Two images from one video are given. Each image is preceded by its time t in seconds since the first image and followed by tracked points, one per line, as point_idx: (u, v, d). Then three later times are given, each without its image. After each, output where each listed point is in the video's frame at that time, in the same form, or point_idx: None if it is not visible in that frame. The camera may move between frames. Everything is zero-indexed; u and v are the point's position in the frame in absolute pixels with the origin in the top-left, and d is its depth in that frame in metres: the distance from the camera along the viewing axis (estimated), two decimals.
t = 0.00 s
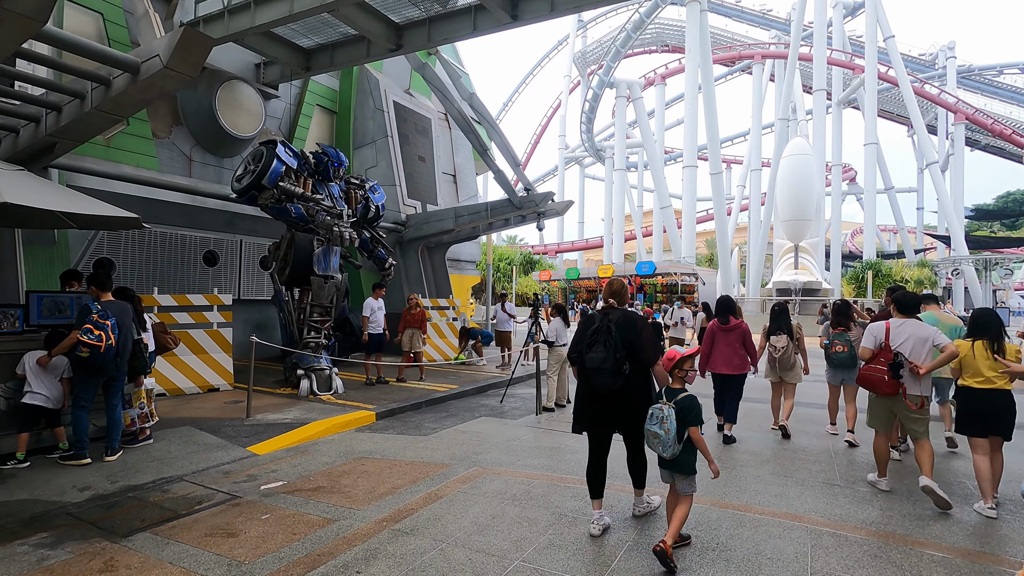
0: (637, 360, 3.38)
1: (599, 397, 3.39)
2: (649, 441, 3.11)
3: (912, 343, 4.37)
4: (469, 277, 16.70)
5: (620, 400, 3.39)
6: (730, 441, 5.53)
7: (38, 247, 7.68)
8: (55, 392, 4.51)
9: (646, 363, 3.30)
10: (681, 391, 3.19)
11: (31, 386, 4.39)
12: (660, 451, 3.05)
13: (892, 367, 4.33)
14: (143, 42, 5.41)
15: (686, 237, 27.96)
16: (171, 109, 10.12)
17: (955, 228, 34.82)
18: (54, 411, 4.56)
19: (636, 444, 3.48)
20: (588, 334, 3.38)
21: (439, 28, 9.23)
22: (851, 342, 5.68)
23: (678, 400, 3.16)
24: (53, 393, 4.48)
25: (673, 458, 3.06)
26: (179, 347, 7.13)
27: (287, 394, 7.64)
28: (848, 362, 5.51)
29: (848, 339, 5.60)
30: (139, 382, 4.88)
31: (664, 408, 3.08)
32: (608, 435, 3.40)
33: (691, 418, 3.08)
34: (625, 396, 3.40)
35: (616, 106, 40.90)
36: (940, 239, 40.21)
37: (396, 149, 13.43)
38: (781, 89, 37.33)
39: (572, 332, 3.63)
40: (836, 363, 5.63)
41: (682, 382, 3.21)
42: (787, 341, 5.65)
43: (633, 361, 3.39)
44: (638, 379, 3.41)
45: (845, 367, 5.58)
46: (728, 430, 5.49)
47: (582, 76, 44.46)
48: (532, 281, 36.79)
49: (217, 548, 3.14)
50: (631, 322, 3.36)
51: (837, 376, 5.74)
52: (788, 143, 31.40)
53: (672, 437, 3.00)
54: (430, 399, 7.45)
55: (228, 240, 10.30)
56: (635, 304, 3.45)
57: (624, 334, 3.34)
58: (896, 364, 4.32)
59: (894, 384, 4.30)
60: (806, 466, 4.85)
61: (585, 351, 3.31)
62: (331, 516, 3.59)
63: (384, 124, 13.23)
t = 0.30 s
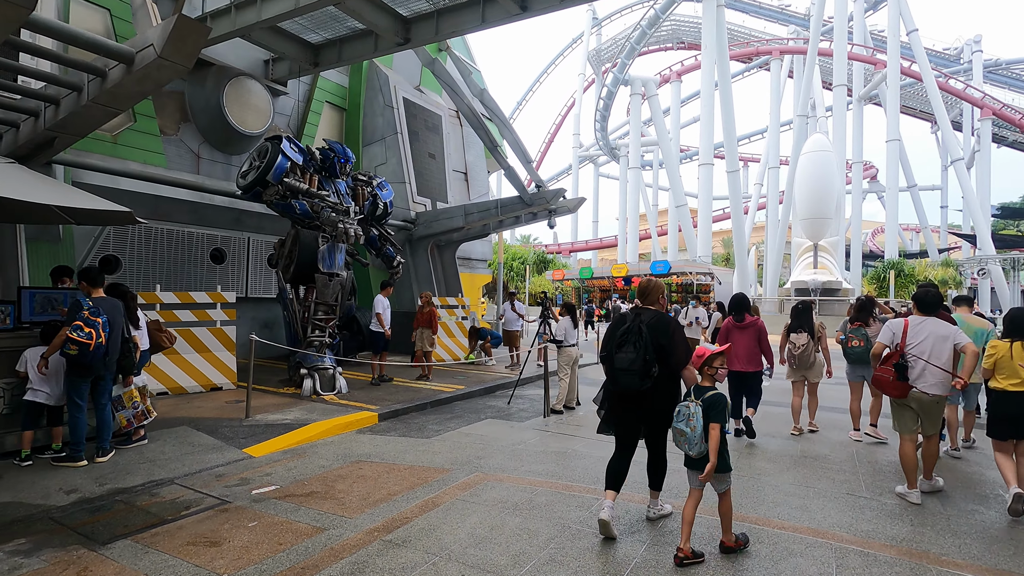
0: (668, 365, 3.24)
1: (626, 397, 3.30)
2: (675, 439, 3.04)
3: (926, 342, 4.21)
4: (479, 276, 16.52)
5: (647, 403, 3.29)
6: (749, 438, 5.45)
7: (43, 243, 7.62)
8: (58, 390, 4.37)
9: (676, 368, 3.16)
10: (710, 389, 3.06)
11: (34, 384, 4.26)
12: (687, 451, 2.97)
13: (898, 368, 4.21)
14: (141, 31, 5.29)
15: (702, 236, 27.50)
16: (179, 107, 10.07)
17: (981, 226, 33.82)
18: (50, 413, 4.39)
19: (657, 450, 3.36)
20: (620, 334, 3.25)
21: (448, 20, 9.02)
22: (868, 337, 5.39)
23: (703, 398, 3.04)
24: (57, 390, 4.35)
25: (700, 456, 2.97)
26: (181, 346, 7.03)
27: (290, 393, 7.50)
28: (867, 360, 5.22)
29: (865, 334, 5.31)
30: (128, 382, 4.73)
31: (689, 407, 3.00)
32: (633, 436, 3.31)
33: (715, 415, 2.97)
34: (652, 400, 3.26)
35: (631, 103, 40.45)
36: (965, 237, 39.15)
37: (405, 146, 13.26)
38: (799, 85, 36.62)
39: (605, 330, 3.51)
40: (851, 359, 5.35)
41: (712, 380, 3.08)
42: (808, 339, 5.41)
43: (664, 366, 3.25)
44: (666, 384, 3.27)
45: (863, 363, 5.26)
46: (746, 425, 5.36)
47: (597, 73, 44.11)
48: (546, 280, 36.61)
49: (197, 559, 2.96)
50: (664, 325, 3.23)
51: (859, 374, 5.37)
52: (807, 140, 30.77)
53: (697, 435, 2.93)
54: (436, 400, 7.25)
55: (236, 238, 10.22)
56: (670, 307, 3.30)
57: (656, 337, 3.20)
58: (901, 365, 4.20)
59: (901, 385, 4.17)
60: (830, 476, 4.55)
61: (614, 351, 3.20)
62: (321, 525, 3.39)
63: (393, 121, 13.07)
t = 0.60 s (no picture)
0: (692, 362, 3.36)
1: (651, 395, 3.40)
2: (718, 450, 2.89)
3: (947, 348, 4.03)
4: (489, 276, 16.32)
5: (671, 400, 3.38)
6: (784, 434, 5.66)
7: (45, 241, 7.60)
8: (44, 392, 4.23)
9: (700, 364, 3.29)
10: (750, 398, 2.94)
11: (20, 386, 4.11)
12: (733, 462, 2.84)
13: (934, 375, 3.91)
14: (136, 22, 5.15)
15: (716, 236, 27.04)
16: (186, 105, 10.05)
17: (1006, 226, 32.86)
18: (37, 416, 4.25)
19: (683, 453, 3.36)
20: (643, 333, 3.38)
21: (455, 14, 8.80)
22: (894, 343, 5.09)
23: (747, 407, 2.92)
24: (45, 392, 4.20)
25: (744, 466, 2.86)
26: (182, 345, 6.91)
27: (291, 394, 7.37)
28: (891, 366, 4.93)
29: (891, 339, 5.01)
30: (116, 383, 4.62)
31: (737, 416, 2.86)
32: (658, 433, 3.40)
33: (763, 425, 2.87)
34: (675, 398, 3.36)
35: (646, 101, 39.94)
36: (989, 238, 38.11)
37: (414, 143, 13.09)
38: (818, 82, 35.89)
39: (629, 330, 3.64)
40: (876, 364, 5.06)
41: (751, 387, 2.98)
42: (835, 343, 5.16)
43: (687, 363, 3.38)
44: (690, 382, 3.38)
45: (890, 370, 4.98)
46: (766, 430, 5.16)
47: (610, 71, 43.65)
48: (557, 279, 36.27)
49: None
50: (689, 324, 3.38)
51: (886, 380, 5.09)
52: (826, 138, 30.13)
53: (745, 446, 2.81)
54: (439, 402, 7.06)
55: (242, 236, 10.11)
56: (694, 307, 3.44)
57: (681, 335, 3.34)
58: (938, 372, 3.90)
59: (935, 393, 3.90)
60: (852, 490, 4.26)
61: (638, 348, 3.32)
62: (306, 539, 3.20)
63: (402, 118, 12.91)
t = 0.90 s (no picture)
0: (709, 363, 3.14)
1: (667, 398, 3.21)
2: (758, 447, 2.77)
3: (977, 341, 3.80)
4: (497, 274, 16.12)
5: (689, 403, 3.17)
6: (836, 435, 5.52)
7: (42, 237, 7.49)
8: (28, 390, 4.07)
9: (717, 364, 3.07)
10: (783, 392, 2.85)
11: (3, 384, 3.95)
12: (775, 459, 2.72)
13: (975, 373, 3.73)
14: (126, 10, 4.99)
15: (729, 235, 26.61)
16: (188, 100, 9.93)
17: None
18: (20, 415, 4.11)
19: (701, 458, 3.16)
20: (656, 334, 3.20)
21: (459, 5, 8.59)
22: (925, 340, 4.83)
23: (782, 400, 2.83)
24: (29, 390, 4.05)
25: (786, 462, 2.74)
26: (179, 343, 6.77)
27: (290, 394, 7.22)
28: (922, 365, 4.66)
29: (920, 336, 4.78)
30: (103, 382, 4.47)
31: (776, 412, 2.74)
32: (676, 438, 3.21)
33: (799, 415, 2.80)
34: (693, 401, 3.16)
35: (657, 99, 39.47)
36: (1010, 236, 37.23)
37: (420, 139, 12.91)
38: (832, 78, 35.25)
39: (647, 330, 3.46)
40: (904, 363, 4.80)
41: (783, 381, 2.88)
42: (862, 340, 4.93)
43: (704, 364, 3.16)
44: (708, 384, 3.15)
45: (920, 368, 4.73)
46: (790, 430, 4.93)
47: (621, 69, 43.19)
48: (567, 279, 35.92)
49: None
50: (704, 323, 3.14)
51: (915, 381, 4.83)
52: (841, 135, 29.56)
53: (788, 439, 2.71)
54: (441, 403, 6.85)
55: (245, 233, 9.97)
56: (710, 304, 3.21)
57: (695, 335, 3.12)
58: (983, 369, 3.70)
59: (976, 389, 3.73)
60: (875, 500, 3.98)
61: (652, 350, 3.14)
62: (287, 550, 3.00)
63: (408, 114, 12.73)
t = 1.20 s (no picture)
0: (731, 362, 2.91)
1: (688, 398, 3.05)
2: (804, 456, 2.59)
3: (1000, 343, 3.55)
4: (505, 275, 15.87)
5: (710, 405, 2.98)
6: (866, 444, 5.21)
7: (39, 238, 7.38)
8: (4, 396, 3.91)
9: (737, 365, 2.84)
10: (823, 398, 2.73)
11: None
12: (822, 468, 2.57)
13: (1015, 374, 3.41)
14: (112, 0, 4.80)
15: (743, 235, 26.07)
16: (190, 98, 9.80)
17: None
18: None
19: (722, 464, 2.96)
20: (676, 332, 3.05)
21: None
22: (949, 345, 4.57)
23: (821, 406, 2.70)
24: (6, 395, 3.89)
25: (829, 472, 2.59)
26: (175, 345, 6.61)
27: (287, 398, 7.05)
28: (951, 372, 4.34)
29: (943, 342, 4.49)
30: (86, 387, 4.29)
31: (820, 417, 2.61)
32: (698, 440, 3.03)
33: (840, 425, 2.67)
34: (713, 403, 2.96)
35: (669, 98, 38.94)
36: None
37: (426, 138, 12.71)
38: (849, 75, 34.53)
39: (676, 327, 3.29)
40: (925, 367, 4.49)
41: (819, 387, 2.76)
42: (887, 346, 4.63)
43: (727, 364, 2.93)
44: (729, 385, 2.92)
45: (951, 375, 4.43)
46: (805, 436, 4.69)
47: (632, 68, 42.69)
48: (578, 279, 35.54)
49: None
50: (725, 321, 2.90)
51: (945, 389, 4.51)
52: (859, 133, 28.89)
53: (835, 447, 2.57)
54: (441, 408, 6.62)
55: (247, 232, 9.84)
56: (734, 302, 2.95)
57: (715, 334, 2.90)
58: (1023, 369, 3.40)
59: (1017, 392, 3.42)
60: (902, 520, 3.67)
61: (669, 349, 3.00)
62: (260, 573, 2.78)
63: (414, 112, 12.53)
